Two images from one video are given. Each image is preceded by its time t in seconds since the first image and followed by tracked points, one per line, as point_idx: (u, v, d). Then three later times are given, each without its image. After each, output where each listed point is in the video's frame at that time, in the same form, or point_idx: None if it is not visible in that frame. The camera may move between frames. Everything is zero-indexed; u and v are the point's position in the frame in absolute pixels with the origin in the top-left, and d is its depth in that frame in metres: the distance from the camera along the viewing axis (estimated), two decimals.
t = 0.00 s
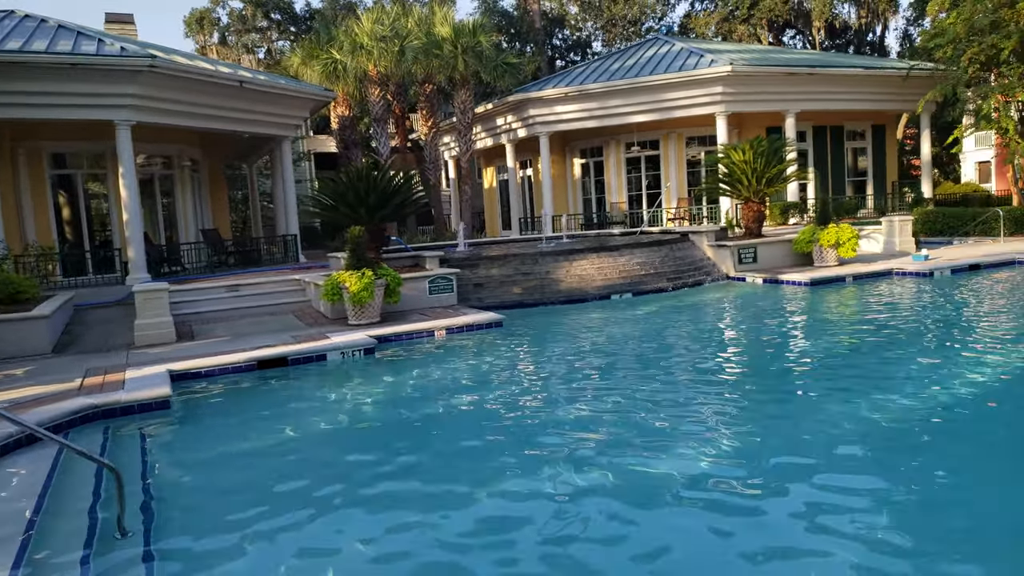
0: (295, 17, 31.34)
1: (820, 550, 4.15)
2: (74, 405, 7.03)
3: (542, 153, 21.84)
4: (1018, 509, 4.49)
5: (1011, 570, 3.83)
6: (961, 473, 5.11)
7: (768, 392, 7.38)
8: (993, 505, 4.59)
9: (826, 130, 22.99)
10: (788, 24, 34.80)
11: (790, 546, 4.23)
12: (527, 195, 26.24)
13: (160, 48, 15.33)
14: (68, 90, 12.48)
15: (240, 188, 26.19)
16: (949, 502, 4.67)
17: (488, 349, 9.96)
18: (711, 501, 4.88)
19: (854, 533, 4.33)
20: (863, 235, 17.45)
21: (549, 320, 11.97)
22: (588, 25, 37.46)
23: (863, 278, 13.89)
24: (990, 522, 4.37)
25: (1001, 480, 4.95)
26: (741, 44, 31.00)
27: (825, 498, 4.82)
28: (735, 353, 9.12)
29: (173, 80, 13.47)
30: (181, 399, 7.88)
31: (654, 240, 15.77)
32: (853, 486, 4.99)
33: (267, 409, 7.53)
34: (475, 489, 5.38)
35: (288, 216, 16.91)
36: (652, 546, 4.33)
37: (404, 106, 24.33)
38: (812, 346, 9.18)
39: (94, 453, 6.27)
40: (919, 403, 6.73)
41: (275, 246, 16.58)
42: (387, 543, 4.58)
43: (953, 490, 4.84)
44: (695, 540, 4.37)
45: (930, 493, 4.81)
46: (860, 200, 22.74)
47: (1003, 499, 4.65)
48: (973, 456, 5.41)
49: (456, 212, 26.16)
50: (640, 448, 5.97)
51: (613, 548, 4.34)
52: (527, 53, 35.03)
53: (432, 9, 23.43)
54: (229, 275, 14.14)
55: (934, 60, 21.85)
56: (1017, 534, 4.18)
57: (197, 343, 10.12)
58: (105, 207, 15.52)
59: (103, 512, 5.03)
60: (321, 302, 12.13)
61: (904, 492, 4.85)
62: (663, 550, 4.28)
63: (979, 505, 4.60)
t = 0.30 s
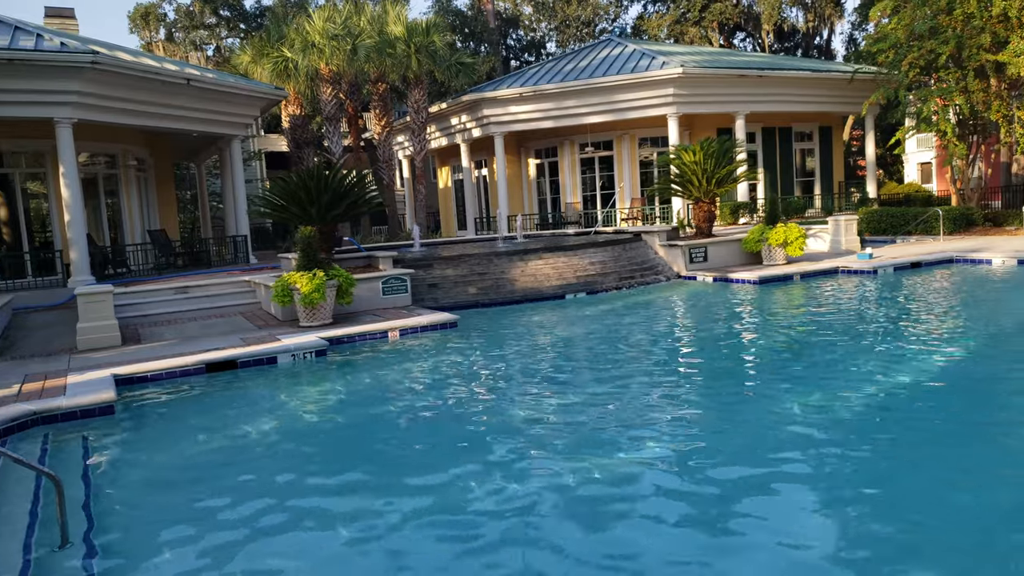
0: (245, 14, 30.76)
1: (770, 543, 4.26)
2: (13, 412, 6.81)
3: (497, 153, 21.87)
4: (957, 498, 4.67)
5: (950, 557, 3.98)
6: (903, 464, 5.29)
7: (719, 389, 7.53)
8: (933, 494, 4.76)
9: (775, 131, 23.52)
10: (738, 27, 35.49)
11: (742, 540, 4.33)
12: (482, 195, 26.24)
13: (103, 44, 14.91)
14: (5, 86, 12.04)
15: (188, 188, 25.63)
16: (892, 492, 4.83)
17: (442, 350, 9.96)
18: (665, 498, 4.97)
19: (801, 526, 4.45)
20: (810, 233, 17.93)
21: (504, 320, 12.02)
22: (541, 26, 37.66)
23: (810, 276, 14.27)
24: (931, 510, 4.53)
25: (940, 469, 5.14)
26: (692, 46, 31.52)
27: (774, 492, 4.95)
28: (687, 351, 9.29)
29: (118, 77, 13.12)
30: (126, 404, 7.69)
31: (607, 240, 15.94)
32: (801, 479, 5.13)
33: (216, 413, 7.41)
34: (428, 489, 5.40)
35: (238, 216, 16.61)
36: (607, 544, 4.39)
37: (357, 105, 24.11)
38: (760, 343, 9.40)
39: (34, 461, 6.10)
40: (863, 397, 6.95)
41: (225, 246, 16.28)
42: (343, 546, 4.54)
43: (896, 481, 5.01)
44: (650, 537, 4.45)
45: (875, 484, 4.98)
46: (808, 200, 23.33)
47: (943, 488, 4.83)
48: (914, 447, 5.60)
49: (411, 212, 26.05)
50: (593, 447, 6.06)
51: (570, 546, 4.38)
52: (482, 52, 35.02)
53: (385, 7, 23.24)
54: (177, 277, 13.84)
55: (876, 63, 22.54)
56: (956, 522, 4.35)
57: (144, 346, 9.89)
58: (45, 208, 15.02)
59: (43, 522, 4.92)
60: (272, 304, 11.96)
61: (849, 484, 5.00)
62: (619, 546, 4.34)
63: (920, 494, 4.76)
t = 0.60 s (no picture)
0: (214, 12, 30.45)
1: (736, 541, 4.39)
2: None
3: (469, 153, 21.91)
4: (915, 495, 4.84)
5: (909, 552, 4.14)
6: (866, 462, 5.46)
7: (688, 388, 7.68)
8: (894, 491, 4.93)
9: (745, 132, 23.85)
10: (709, 29, 35.90)
11: (710, 537, 4.45)
12: (455, 195, 26.25)
13: (69, 41, 14.69)
14: None
15: (157, 187, 25.32)
16: (855, 490, 4.99)
17: (414, 349, 10.01)
18: (635, 497, 5.08)
19: (767, 523, 4.59)
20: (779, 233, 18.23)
21: (476, 320, 12.09)
22: (514, 26, 37.75)
23: (779, 276, 14.54)
24: (891, 507, 4.70)
25: (901, 467, 5.31)
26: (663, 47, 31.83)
27: (741, 490, 5.09)
28: (657, 350, 9.44)
29: (84, 75, 12.96)
30: (94, 405, 7.64)
31: (579, 240, 16.06)
32: (767, 477, 5.27)
33: (186, 413, 7.40)
34: (402, 488, 5.48)
35: (208, 216, 16.47)
36: (578, 542, 4.49)
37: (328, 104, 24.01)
38: (729, 343, 9.58)
39: None
40: (829, 396, 7.13)
41: (195, 246, 16.12)
42: (318, 547, 4.60)
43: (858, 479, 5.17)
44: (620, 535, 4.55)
45: (838, 482, 5.13)
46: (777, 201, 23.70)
47: (902, 485, 5.00)
48: (877, 446, 5.77)
49: (384, 212, 25.98)
50: (563, 446, 6.17)
51: (542, 546, 4.46)
52: (454, 52, 34.98)
53: (356, 5, 23.14)
54: (146, 277, 13.70)
55: (844, 66, 22.95)
56: (915, 519, 4.52)
57: (112, 347, 9.80)
58: (9, 206, 14.76)
59: (9, 525, 4.91)
60: (243, 304, 11.90)
61: (814, 482, 5.15)
62: (587, 544, 4.45)
63: (881, 491, 4.93)
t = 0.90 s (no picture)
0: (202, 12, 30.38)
1: (723, 542, 4.49)
2: None
3: (458, 153, 21.98)
4: (899, 496, 4.97)
5: (889, 552, 4.26)
6: (851, 463, 5.57)
7: (676, 390, 7.79)
8: (878, 493, 5.04)
9: (732, 133, 24.04)
10: (697, 30, 36.14)
11: (696, 537, 4.57)
12: (444, 195, 26.30)
13: (57, 42, 14.66)
14: None
15: (145, 187, 25.23)
16: (841, 492, 5.09)
17: (403, 351, 10.08)
18: (624, 498, 5.18)
19: (753, 524, 4.70)
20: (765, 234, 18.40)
21: (465, 321, 12.17)
22: (502, 26, 37.85)
23: (766, 277, 14.69)
24: (876, 509, 4.81)
25: (884, 469, 5.43)
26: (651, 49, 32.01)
27: (729, 490, 5.20)
28: (645, 352, 9.55)
29: (73, 76, 12.94)
30: (84, 406, 7.67)
31: (568, 241, 16.16)
32: (753, 478, 5.40)
33: (175, 415, 7.44)
34: (391, 489, 5.56)
35: (197, 216, 16.46)
36: (567, 542, 4.59)
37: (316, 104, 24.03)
38: (717, 344, 9.71)
39: None
40: (814, 398, 7.26)
41: (183, 247, 16.11)
42: (308, 548, 4.67)
43: (845, 480, 5.29)
44: (610, 535, 4.65)
45: (824, 483, 5.26)
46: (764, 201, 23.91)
47: (886, 487, 5.12)
48: (861, 447, 5.90)
49: (373, 212, 26.02)
50: (550, 447, 6.27)
51: (534, 546, 4.56)
52: (443, 52, 35.00)
53: (344, 6, 23.14)
54: (135, 277, 13.70)
55: (831, 69, 23.19)
56: (898, 520, 4.63)
57: (101, 348, 9.81)
58: None
59: None
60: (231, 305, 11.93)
61: (801, 484, 5.27)
62: (574, 544, 4.55)
63: (865, 493, 5.04)
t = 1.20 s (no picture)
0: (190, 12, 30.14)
1: (722, 543, 4.38)
2: None
3: (449, 154, 21.86)
4: (899, 493, 4.86)
5: (893, 548, 4.18)
6: (849, 461, 5.46)
7: (671, 390, 7.68)
8: (878, 490, 4.93)
9: (723, 134, 24.03)
10: (687, 31, 36.17)
11: (699, 537, 4.46)
12: (434, 196, 26.17)
13: (43, 41, 14.46)
14: None
15: (132, 188, 24.95)
16: (841, 490, 4.97)
17: (396, 353, 9.95)
18: (619, 500, 5.06)
19: (752, 524, 4.58)
20: (757, 235, 18.35)
21: (457, 323, 12.05)
22: (493, 27, 37.78)
23: (757, 277, 14.63)
24: (876, 506, 4.70)
25: (883, 465, 5.35)
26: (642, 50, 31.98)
27: (727, 491, 5.09)
28: (639, 352, 9.45)
29: (58, 76, 12.76)
30: (69, 412, 7.51)
31: (559, 242, 16.06)
32: (751, 478, 5.28)
33: (164, 419, 7.29)
34: (384, 493, 5.43)
35: (185, 218, 16.28)
36: (562, 546, 4.46)
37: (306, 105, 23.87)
38: (710, 343, 9.64)
39: None
40: (809, 397, 7.16)
41: (171, 248, 15.92)
42: (299, 553, 4.55)
43: (844, 477, 5.17)
44: (611, 536, 4.55)
45: (823, 481, 5.14)
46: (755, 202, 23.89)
47: (885, 482, 5.05)
48: (859, 444, 5.83)
49: (363, 213, 25.87)
50: (547, 448, 6.17)
51: (529, 550, 4.43)
52: (434, 53, 34.86)
53: (334, 6, 22.97)
54: (122, 280, 13.51)
55: (820, 69, 23.20)
56: (899, 518, 4.52)
57: (86, 352, 9.63)
58: None
59: None
60: (220, 307, 11.77)
61: (800, 482, 5.15)
62: (573, 547, 4.44)
63: (865, 491, 4.93)
